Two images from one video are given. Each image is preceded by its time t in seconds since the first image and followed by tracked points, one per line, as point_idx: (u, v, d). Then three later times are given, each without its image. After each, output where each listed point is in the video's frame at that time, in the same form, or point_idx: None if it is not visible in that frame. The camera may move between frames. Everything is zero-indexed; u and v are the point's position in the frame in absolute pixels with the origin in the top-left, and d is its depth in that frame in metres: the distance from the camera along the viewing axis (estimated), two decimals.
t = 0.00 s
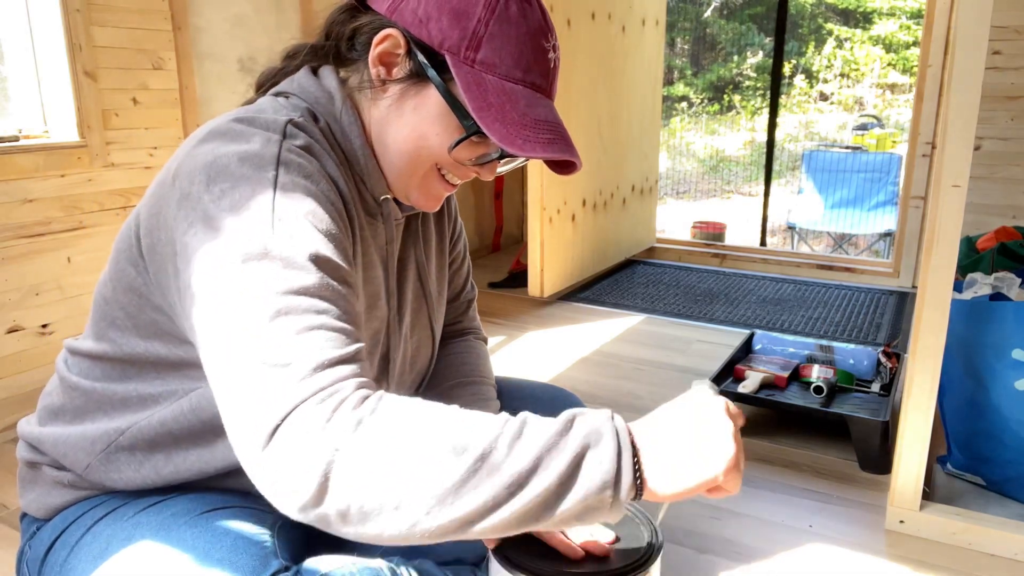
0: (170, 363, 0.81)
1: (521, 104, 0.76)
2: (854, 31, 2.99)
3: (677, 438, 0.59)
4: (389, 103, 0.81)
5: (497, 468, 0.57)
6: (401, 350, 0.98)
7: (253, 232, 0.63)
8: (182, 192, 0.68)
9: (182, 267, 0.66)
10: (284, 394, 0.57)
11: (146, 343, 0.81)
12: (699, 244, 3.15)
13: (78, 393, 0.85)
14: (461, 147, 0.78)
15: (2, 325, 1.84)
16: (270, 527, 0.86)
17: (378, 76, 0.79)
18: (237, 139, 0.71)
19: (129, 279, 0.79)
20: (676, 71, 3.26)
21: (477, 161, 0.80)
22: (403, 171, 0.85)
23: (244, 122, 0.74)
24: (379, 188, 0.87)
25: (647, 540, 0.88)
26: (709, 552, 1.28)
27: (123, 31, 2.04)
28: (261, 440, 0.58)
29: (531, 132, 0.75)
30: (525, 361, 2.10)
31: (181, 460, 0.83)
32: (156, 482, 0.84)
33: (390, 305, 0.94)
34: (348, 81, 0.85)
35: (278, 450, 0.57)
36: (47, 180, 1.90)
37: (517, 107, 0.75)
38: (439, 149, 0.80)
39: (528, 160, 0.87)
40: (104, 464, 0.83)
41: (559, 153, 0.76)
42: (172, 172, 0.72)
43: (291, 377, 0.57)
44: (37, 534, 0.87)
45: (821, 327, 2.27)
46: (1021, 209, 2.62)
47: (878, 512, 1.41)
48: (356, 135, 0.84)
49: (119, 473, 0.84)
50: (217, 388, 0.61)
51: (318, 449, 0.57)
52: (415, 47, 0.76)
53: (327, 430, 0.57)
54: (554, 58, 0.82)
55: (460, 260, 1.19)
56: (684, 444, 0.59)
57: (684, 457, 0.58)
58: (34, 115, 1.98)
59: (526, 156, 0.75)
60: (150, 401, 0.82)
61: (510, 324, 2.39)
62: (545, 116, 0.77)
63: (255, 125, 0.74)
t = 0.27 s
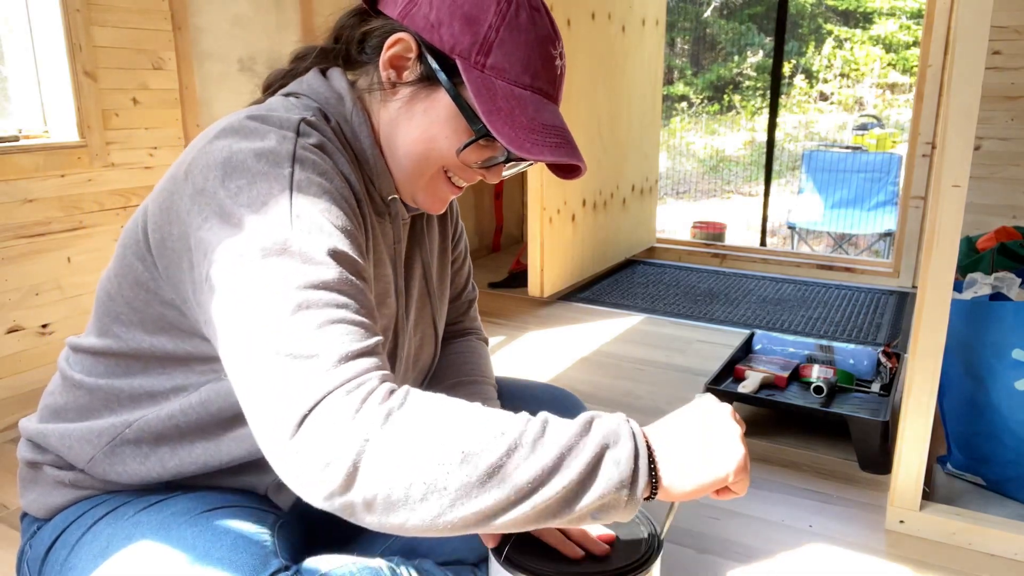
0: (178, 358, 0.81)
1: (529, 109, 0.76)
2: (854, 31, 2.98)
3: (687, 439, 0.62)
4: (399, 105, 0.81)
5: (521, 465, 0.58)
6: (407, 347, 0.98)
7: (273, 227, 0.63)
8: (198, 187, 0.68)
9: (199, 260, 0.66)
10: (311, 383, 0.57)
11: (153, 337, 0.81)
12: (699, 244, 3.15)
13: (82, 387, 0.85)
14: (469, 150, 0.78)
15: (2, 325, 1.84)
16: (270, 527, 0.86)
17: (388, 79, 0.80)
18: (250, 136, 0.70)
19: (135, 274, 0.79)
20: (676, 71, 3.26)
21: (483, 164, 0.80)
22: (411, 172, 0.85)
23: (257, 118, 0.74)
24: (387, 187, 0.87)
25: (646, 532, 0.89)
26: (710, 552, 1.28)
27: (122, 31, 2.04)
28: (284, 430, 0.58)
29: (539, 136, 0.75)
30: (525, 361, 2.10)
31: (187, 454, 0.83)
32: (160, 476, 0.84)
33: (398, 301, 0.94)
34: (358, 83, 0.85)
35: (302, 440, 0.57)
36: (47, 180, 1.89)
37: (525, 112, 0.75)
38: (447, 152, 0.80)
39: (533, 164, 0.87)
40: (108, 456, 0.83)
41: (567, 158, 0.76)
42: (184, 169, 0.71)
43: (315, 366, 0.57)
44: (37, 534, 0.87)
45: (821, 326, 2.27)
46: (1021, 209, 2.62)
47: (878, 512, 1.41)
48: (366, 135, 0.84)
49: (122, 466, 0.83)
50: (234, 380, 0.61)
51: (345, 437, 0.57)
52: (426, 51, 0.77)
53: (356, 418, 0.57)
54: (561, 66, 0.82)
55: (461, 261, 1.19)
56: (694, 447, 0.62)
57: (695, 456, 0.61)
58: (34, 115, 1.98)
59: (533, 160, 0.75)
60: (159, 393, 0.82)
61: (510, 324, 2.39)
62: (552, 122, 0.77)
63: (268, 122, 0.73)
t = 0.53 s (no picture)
0: (188, 354, 0.81)
1: (532, 110, 0.76)
2: (854, 31, 2.97)
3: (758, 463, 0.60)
4: (400, 105, 0.81)
5: (605, 451, 0.57)
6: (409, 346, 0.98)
7: (303, 219, 0.63)
8: (220, 181, 0.68)
9: (226, 252, 0.67)
10: (383, 358, 0.58)
11: (162, 335, 0.81)
12: (699, 244, 3.15)
13: (89, 384, 0.85)
14: (472, 150, 0.79)
15: (2, 325, 1.84)
16: (270, 526, 0.86)
17: (390, 79, 0.80)
18: (265, 132, 0.70)
19: (145, 274, 0.78)
20: (676, 71, 3.25)
21: (486, 164, 0.80)
22: (414, 171, 0.84)
23: (269, 114, 0.73)
24: (393, 186, 0.86)
25: (645, 531, 0.90)
26: (710, 552, 1.28)
27: (122, 31, 2.04)
28: (347, 409, 0.59)
29: (540, 137, 0.76)
30: (525, 361, 2.10)
31: (196, 440, 0.83)
32: (167, 462, 0.84)
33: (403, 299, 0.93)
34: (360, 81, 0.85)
35: (361, 416, 0.58)
36: (47, 180, 1.89)
37: (528, 112, 0.76)
38: (450, 151, 0.80)
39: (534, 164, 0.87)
40: (116, 438, 0.83)
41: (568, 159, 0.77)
42: (200, 166, 0.71)
43: (385, 340, 0.59)
44: (38, 532, 0.87)
45: (821, 327, 2.27)
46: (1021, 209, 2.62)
47: (878, 512, 1.41)
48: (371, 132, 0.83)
49: (131, 448, 0.83)
50: (279, 365, 0.61)
51: (423, 408, 0.58)
52: (428, 51, 0.77)
53: (435, 389, 0.58)
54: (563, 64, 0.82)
55: (461, 259, 1.19)
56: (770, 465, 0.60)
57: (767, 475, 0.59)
58: (34, 115, 1.98)
59: (536, 160, 0.76)
60: (172, 386, 0.83)
61: (510, 324, 2.39)
62: (555, 122, 0.78)
63: (280, 118, 0.72)
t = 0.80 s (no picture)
0: (210, 362, 0.80)
1: (548, 117, 0.79)
2: (854, 31, 2.98)
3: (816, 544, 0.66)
4: (417, 113, 0.82)
5: (675, 491, 0.61)
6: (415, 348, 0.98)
7: (344, 231, 0.63)
8: (257, 195, 0.68)
9: (265, 263, 0.67)
10: (449, 364, 0.59)
11: (181, 344, 0.80)
12: (699, 244, 3.15)
13: (102, 386, 0.84)
14: (490, 157, 0.81)
15: (2, 325, 1.84)
16: (272, 526, 0.86)
17: (406, 87, 0.80)
18: (301, 149, 0.70)
19: (164, 283, 0.77)
20: (676, 71, 3.25)
21: (500, 171, 0.82)
22: (433, 178, 0.85)
23: (299, 128, 0.73)
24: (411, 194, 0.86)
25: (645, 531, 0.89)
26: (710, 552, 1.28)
27: (123, 31, 2.04)
28: (407, 415, 0.59)
29: (557, 144, 0.78)
30: (525, 361, 2.10)
31: (217, 440, 0.83)
32: (184, 460, 0.83)
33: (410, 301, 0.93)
34: (377, 88, 0.84)
35: (417, 425, 0.59)
36: (47, 180, 1.89)
37: (545, 119, 0.78)
38: (467, 157, 0.82)
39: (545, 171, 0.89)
40: (139, 432, 0.82)
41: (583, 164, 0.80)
42: (232, 180, 0.70)
43: (451, 348, 0.60)
44: (39, 533, 0.87)
45: (821, 327, 2.28)
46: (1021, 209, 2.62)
47: (878, 512, 1.41)
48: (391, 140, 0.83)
49: (152, 443, 0.82)
50: (326, 375, 0.62)
51: (497, 413, 0.60)
52: (445, 59, 0.78)
53: (511, 397, 0.61)
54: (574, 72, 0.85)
55: (464, 259, 1.19)
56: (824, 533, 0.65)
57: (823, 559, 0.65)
58: (34, 115, 1.98)
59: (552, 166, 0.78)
60: (193, 390, 0.82)
61: (510, 324, 2.39)
62: (569, 128, 0.81)
63: (312, 132, 0.72)
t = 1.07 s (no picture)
0: (222, 367, 0.80)
1: (559, 121, 0.79)
2: (854, 31, 3.01)
3: None
4: (428, 117, 0.82)
5: (690, 525, 0.63)
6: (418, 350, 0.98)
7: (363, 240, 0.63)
8: (272, 202, 0.68)
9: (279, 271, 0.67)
10: (468, 376, 0.59)
11: (193, 348, 0.79)
12: (699, 244, 3.15)
13: (109, 389, 0.84)
14: (500, 161, 0.82)
15: (2, 325, 1.84)
16: (273, 528, 0.86)
17: (416, 91, 0.81)
18: (316, 157, 0.70)
19: (173, 287, 0.77)
20: (676, 71, 3.24)
21: (511, 175, 0.83)
22: (443, 182, 0.86)
23: (313, 137, 0.72)
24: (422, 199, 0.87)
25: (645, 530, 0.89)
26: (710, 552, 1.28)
27: (123, 32, 2.04)
28: (428, 426, 0.59)
29: (568, 148, 0.79)
30: (525, 361, 2.10)
31: (227, 444, 0.83)
32: (194, 466, 0.83)
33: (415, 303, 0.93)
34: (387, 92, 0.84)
35: (438, 436, 0.59)
36: (47, 180, 1.89)
37: (556, 124, 0.79)
38: (478, 161, 0.83)
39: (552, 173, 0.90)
40: (148, 436, 0.82)
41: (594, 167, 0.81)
42: (247, 188, 0.70)
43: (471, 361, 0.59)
44: (40, 534, 0.88)
45: (821, 327, 2.28)
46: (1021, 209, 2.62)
47: (878, 512, 1.41)
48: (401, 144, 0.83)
49: (161, 447, 0.82)
50: (342, 385, 0.62)
51: (517, 431, 0.60)
52: (456, 63, 0.79)
53: (531, 415, 0.61)
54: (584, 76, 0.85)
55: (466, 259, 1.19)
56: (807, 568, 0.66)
57: None
58: (34, 115, 1.98)
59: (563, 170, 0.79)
60: (203, 394, 0.82)
61: (510, 324, 2.39)
62: (580, 133, 0.82)
63: (328, 140, 0.73)
